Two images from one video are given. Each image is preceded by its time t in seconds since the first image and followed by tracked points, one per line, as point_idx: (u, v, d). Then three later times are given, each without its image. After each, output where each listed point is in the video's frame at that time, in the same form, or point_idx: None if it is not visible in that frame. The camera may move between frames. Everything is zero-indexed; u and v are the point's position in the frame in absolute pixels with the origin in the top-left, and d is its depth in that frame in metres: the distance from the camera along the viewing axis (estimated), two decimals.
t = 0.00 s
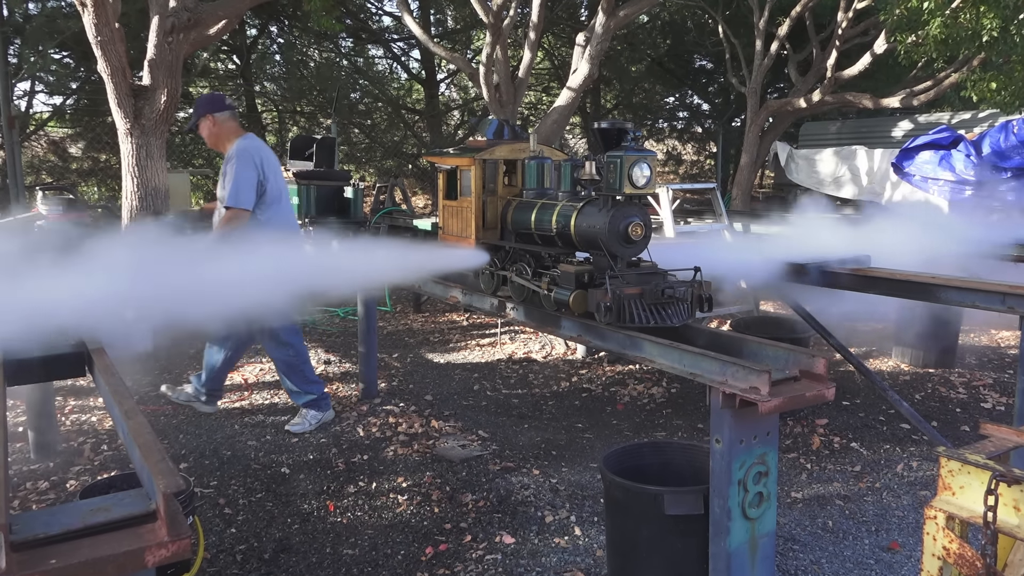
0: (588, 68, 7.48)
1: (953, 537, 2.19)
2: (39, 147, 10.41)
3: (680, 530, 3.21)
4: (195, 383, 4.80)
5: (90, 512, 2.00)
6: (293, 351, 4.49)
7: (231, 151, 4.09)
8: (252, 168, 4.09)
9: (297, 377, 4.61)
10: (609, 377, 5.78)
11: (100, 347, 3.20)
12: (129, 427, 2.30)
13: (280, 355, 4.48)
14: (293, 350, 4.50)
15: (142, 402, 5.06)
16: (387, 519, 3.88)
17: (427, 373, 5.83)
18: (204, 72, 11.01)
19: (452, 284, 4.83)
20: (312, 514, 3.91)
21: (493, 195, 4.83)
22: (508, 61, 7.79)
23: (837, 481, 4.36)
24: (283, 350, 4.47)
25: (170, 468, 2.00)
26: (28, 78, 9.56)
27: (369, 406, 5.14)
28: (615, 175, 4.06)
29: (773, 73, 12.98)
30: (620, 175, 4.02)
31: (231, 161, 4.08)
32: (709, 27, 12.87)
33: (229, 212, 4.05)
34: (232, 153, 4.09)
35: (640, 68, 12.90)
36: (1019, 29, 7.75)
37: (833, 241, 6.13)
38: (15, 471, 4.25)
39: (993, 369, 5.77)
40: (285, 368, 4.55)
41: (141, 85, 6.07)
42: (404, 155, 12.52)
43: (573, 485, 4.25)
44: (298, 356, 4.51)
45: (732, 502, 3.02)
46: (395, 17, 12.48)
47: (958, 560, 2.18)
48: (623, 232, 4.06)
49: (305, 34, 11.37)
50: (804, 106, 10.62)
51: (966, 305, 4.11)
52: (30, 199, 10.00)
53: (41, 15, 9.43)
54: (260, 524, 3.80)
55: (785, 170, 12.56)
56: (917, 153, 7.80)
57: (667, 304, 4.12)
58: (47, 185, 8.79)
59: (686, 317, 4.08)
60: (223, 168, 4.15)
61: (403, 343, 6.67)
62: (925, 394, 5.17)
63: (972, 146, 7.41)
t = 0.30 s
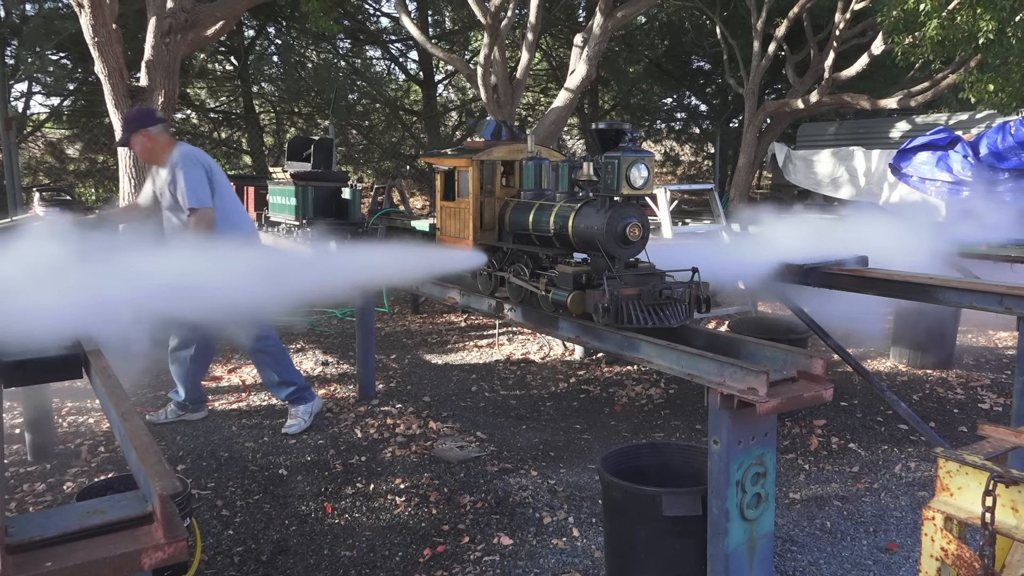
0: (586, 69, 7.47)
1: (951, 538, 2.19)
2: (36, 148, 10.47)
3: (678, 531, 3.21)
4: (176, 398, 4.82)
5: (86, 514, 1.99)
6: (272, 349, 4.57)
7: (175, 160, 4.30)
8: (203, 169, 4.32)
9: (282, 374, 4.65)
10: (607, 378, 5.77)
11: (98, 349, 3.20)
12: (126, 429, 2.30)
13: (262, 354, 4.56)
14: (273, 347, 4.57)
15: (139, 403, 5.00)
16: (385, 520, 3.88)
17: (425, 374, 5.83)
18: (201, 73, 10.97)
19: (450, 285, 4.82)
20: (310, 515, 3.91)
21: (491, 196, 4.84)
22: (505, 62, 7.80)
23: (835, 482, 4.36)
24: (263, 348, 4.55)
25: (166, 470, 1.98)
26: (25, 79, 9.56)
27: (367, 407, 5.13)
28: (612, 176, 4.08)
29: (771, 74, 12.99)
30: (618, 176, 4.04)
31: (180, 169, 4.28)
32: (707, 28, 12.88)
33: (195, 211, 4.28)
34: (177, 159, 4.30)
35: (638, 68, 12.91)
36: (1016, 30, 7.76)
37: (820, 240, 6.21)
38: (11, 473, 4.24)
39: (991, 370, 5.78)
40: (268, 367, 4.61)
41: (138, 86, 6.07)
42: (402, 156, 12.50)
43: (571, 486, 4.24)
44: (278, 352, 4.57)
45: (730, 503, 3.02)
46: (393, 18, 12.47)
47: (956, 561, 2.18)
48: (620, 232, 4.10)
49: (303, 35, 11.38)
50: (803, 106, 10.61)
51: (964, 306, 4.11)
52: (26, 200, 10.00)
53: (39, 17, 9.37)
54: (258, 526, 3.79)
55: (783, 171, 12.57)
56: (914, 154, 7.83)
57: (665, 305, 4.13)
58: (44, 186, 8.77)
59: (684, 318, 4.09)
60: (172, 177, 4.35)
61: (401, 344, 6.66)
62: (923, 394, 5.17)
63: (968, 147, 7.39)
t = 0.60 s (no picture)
0: (586, 69, 7.46)
1: (951, 540, 2.17)
2: (36, 147, 10.72)
3: (677, 532, 3.20)
4: (175, 398, 4.80)
5: (83, 516, 1.98)
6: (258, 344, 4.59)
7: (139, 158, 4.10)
8: (173, 163, 4.15)
9: (269, 369, 4.67)
10: (607, 378, 5.75)
11: (93, 348, 3.19)
12: (124, 429, 2.30)
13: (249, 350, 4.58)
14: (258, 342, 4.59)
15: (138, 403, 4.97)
16: (384, 521, 3.87)
17: (424, 375, 5.81)
18: (201, 72, 10.92)
19: (450, 285, 4.80)
20: (309, 516, 3.90)
21: (491, 196, 4.83)
22: (505, 62, 7.80)
23: (836, 483, 4.34)
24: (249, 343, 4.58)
25: (164, 470, 1.96)
26: (24, 78, 9.58)
27: (366, 408, 5.11)
28: (612, 176, 4.09)
29: (773, 74, 12.99)
30: (618, 176, 4.05)
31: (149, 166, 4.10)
32: (708, 28, 12.88)
33: (176, 205, 4.10)
34: (144, 156, 4.11)
35: (638, 69, 12.91)
36: (1016, 31, 7.75)
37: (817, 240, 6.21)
38: (9, 473, 4.22)
39: (993, 372, 5.76)
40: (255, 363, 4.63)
41: (137, 85, 6.06)
42: (401, 156, 12.47)
43: (571, 487, 4.23)
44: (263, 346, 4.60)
45: (729, 505, 3.01)
46: (393, 18, 12.47)
47: (957, 563, 2.16)
48: (620, 233, 4.11)
49: (303, 35, 11.35)
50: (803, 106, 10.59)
51: (965, 307, 4.10)
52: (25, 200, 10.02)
53: (38, 16, 9.23)
54: (257, 527, 3.78)
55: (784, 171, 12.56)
56: (915, 154, 7.73)
57: (665, 306, 4.15)
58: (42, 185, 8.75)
59: (684, 318, 4.11)
60: (139, 175, 4.15)
61: (400, 345, 6.65)
62: (923, 396, 5.16)
63: (970, 148, 7.36)
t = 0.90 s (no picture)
0: (588, 64, 7.33)
1: (963, 546, 2.10)
2: (23, 144, 10.28)
3: (682, 537, 3.10)
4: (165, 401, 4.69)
5: (72, 521, 1.88)
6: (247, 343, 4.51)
7: (129, 157, 4.04)
8: (162, 162, 4.10)
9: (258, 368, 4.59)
10: (610, 381, 5.62)
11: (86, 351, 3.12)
12: (113, 430, 2.28)
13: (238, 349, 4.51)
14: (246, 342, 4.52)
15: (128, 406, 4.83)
16: (381, 527, 3.76)
17: (423, 377, 5.69)
18: (193, 65, 10.68)
19: (449, 285, 4.66)
20: (304, 522, 3.79)
21: (491, 194, 4.74)
22: (505, 57, 7.68)
23: (844, 488, 4.23)
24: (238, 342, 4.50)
25: (156, 475, 1.89)
26: (12, 74, 9.50)
27: (363, 411, 5.00)
28: (615, 173, 3.98)
29: (779, 69, 12.86)
30: (620, 173, 3.95)
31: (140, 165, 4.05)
32: (713, 22, 12.72)
33: (173, 204, 4.09)
34: (134, 155, 4.06)
35: (641, 64, 12.76)
36: None
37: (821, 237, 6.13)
38: None
39: (1004, 373, 5.64)
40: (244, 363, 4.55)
41: (128, 81, 5.96)
42: (398, 153, 12.22)
43: (573, 492, 4.12)
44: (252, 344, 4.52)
45: (735, 510, 2.91)
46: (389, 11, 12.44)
47: (969, 571, 2.08)
48: (623, 231, 4.01)
49: (297, 28, 11.30)
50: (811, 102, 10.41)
51: (977, 308, 3.99)
52: (14, 197, 9.91)
53: (27, 9, 9.29)
54: (251, 533, 3.67)
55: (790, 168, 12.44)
56: (926, 151, 7.72)
57: (669, 306, 4.09)
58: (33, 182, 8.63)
59: (688, 319, 4.05)
60: (129, 175, 4.09)
61: (397, 346, 6.54)
62: (934, 398, 5.05)
63: (981, 144, 7.29)
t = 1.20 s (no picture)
0: (590, 58, 7.19)
1: (975, 552, 2.11)
2: (12, 141, 10.39)
3: (686, 544, 3.05)
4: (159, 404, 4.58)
5: (62, 527, 1.87)
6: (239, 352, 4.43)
7: (157, 150, 4.15)
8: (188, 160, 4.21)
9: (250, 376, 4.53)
10: (613, 383, 5.50)
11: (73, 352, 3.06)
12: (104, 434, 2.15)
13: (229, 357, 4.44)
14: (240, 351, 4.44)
15: (119, 408, 4.73)
16: (379, 533, 3.66)
17: (421, 379, 5.58)
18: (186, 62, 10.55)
19: (447, 285, 4.55)
20: (300, 528, 3.69)
21: (490, 191, 4.64)
22: (505, 51, 7.56)
23: (853, 493, 4.11)
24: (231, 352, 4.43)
25: (147, 480, 1.81)
26: None
27: (360, 414, 4.89)
28: (618, 170, 3.90)
29: (786, 63, 12.71)
30: (624, 170, 3.86)
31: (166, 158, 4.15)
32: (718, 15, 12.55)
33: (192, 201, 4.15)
34: (163, 149, 4.16)
35: (645, 58, 12.59)
36: None
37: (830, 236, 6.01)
38: None
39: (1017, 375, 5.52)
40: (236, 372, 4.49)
41: (119, 76, 5.83)
42: (396, 149, 12.03)
43: (575, 497, 4.01)
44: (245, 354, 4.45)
45: (742, 516, 2.89)
46: (388, 4, 12.15)
47: None
48: (627, 230, 3.92)
49: (293, 22, 11.07)
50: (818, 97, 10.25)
51: (990, 308, 3.88)
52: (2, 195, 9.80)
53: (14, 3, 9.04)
54: (245, 539, 3.58)
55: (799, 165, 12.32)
56: (937, 146, 7.52)
57: (674, 306, 3.99)
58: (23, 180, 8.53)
59: (693, 320, 3.95)
60: (153, 166, 4.17)
61: (396, 347, 6.43)
62: (945, 400, 4.94)
63: (994, 139, 7.03)
